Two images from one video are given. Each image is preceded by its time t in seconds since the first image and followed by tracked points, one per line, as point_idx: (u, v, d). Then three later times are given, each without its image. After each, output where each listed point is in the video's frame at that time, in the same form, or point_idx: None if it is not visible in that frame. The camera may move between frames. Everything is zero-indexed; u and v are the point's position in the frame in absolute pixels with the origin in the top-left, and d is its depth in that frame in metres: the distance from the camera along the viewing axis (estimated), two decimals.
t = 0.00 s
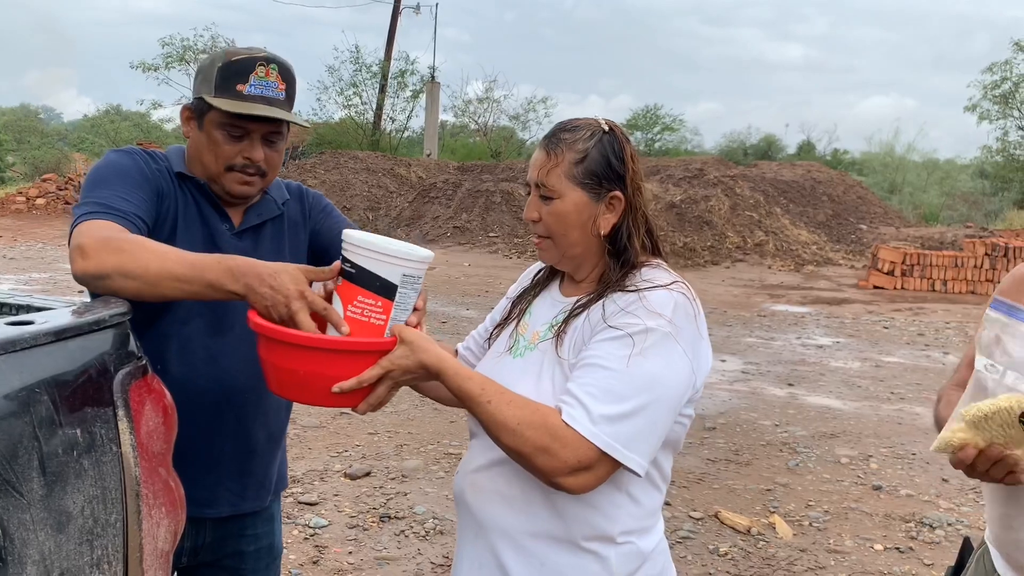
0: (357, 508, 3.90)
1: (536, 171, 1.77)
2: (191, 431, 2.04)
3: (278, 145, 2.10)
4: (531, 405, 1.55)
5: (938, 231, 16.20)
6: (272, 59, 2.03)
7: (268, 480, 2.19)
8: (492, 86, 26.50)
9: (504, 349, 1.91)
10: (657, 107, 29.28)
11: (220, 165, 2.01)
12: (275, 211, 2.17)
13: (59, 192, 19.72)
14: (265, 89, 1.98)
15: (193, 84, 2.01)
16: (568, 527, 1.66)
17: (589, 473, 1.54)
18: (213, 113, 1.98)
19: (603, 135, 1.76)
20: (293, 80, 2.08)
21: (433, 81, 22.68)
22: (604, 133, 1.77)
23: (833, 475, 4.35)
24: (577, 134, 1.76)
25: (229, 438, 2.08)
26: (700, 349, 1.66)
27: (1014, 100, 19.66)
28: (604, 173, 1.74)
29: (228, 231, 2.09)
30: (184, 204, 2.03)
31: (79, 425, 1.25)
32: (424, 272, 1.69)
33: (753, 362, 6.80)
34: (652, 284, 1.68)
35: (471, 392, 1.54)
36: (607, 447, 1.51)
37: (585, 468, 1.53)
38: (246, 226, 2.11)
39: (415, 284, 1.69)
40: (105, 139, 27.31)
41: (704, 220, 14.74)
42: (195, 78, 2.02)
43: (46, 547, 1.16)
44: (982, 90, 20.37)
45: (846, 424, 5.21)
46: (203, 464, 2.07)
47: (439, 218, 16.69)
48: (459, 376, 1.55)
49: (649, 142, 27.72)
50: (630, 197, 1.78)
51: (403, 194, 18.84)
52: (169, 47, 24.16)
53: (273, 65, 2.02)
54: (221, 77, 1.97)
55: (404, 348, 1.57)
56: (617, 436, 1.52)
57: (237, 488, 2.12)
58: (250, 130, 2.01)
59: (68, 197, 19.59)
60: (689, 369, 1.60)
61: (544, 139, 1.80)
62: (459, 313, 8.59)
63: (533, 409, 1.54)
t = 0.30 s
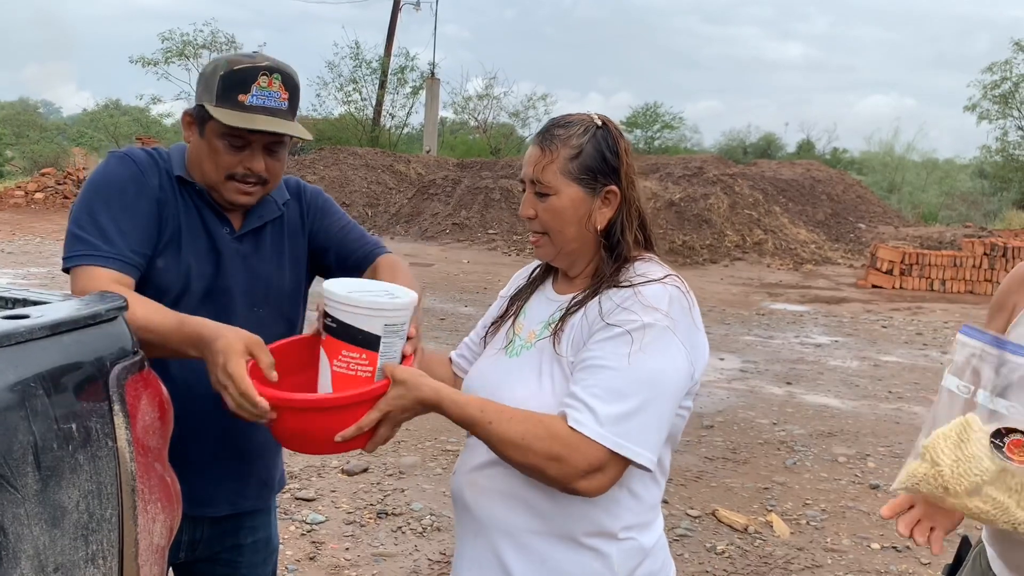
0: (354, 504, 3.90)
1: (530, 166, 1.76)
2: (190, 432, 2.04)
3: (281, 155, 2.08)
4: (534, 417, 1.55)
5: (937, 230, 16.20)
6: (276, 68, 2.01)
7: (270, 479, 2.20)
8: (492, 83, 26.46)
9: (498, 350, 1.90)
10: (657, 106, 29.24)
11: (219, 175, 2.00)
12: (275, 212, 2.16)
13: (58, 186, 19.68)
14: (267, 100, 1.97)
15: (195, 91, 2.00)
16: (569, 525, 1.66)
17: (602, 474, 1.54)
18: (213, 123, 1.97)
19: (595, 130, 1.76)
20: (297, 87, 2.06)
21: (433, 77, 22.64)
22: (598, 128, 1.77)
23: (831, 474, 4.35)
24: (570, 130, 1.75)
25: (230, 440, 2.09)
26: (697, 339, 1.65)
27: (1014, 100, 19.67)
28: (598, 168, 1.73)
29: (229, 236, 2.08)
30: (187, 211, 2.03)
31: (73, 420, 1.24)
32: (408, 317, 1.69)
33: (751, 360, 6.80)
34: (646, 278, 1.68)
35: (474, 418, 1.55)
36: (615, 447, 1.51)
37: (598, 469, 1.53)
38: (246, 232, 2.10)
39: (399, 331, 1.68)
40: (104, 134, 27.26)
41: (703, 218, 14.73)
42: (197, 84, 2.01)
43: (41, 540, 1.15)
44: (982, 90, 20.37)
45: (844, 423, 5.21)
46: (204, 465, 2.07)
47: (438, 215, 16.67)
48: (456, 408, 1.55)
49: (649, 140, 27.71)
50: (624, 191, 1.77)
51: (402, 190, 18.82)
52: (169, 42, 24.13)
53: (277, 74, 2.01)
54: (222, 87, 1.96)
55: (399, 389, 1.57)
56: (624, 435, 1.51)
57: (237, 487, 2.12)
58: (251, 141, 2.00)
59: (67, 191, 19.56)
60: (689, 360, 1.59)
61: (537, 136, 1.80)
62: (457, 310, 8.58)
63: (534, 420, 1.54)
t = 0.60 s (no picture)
0: (351, 499, 3.89)
1: (517, 163, 1.76)
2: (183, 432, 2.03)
3: (279, 159, 2.07)
4: (530, 413, 1.55)
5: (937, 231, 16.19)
6: (272, 72, 2.00)
7: (262, 477, 2.20)
8: (493, 80, 26.41)
9: (491, 351, 1.89)
10: (657, 103, 29.22)
11: (215, 179, 1.99)
12: (273, 215, 2.15)
13: (57, 180, 19.65)
14: (263, 105, 1.96)
15: (190, 95, 1.99)
16: (569, 522, 1.65)
17: (599, 473, 1.54)
18: (208, 128, 1.95)
19: (581, 125, 1.75)
20: (294, 90, 2.05)
21: (434, 72, 22.60)
22: (583, 123, 1.76)
23: (828, 473, 4.35)
24: (556, 125, 1.74)
25: (224, 439, 2.08)
26: (690, 333, 1.64)
27: (1015, 100, 19.64)
28: (585, 164, 1.72)
29: (225, 240, 2.07)
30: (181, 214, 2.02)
31: (69, 413, 1.24)
32: (416, 310, 1.68)
33: (749, 359, 6.80)
34: (636, 273, 1.67)
35: (472, 410, 1.54)
36: (610, 445, 1.50)
37: (595, 467, 1.53)
38: (243, 235, 2.10)
39: (405, 323, 1.68)
40: (104, 128, 27.22)
41: (703, 216, 14.72)
42: (192, 88, 2.00)
43: (35, 535, 1.14)
44: (983, 90, 20.35)
45: (842, 422, 5.21)
46: (198, 463, 2.07)
47: (437, 211, 16.66)
48: (459, 393, 1.54)
49: (649, 137, 27.70)
50: (612, 185, 1.76)
51: (402, 186, 18.81)
52: (170, 36, 24.10)
53: (273, 78, 2.00)
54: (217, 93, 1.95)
55: (400, 374, 1.56)
56: (618, 431, 1.51)
57: (230, 486, 2.12)
58: (248, 146, 1.99)
59: (66, 184, 19.56)
60: (681, 355, 1.59)
61: (524, 132, 1.79)
62: (456, 307, 8.58)
63: (530, 416, 1.54)
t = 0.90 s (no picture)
0: (349, 496, 3.89)
1: (527, 162, 1.75)
2: (183, 427, 2.02)
3: (270, 143, 2.07)
4: (539, 394, 1.52)
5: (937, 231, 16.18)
6: (260, 54, 2.00)
7: (263, 471, 2.19)
8: (493, 77, 26.36)
9: (494, 345, 1.88)
10: (658, 101, 29.20)
11: (207, 165, 1.98)
12: (269, 206, 2.15)
13: (57, 173, 19.60)
14: (252, 88, 1.95)
15: (180, 82, 1.99)
16: (569, 520, 1.65)
17: (603, 458, 1.52)
18: (200, 113, 1.95)
19: (592, 123, 1.75)
20: (284, 73, 2.05)
21: (435, 69, 22.55)
22: (594, 121, 1.76)
23: (827, 473, 4.35)
24: (567, 124, 1.74)
25: (225, 433, 2.08)
26: (694, 328, 1.64)
27: (1016, 102, 19.64)
28: (596, 162, 1.72)
29: (220, 230, 2.06)
30: (177, 205, 2.01)
31: (68, 409, 1.23)
32: (430, 280, 1.69)
33: (748, 358, 6.80)
34: (643, 266, 1.68)
35: (481, 384, 1.50)
36: (617, 430, 1.49)
37: (600, 453, 1.51)
38: (239, 225, 2.09)
39: (418, 293, 1.69)
40: (103, 121, 27.14)
41: (702, 215, 14.71)
42: (181, 76, 2.00)
43: (32, 531, 1.13)
44: (984, 91, 20.33)
45: (841, 422, 5.21)
46: (199, 458, 2.06)
47: (437, 208, 16.64)
48: (470, 368, 1.51)
49: (649, 136, 27.69)
50: (622, 184, 1.76)
51: (402, 183, 18.78)
52: (170, 30, 24.04)
53: (262, 61, 2.00)
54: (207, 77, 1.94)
55: (412, 343, 1.53)
56: (626, 418, 1.49)
57: (231, 480, 2.11)
58: (239, 130, 1.98)
59: (65, 178, 19.53)
60: (684, 351, 1.59)
61: (533, 130, 1.78)
62: (456, 304, 8.58)
63: (539, 396, 1.51)
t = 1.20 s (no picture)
0: (347, 495, 3.89)
1: (531, 161, 1.75)
2: (185, 423, 2.02)
3: (268, 128, 2.09)
4: (550, 385, 1.50)
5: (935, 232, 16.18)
6: (258, 38, 2.01)
7: (267, 465, 2.19)
8: (491, 76, 26.34)
9: (496, 344, 1.88)
10: (656, 100, 29.20)
11: (208, 149, 1.99)
12: (269, 198, 2.16)
13: (55, 170, 19.56)
14: (251, 70, 1.96)
15: (178, 70, 2.00)
16: (571, 517, 1.65)
17: (614, 450, 1.51)
18: (200, 98, 1.96)
19: (596, 124, 1.75)
20: (280, 58, 2.06)
21: (433, 67, 22.53)
22: (599, 121, 1.76)
23: (824, 473, 4.36)
24: (572, 124, 1.74)
25: (229, 429, 2.08)
26: (697, 322, 1.65)
27: (1014, 102, 19.66)
28: (600, 162, 1.72)
29: (223, 220, 2.07)
30: (179, 194, 2.00)
31: (65, 408, 1.23)
32: (441, 269, 1.63)
33: (746, 357, 6.81)
34: (649, 259, 1.68)
35: (492, 374, 1.49)
36: (628, 422, 1.48)
37: (611, 444, 1.50)
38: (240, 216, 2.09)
39: (430, 281, 1.62)
40: (101, 118, 27.08)
41: (701, 215, 14.71)
42: (179, 63, 2.01)
43: (29, 530, 1.13)
44: (983, 91, 20.35)
45: (838, 422, 5.21)
46: (203, 453, 2.06)
47: (435, 207, 16.63)
48: (481, 358, 1.49)
49: (648, 135, 27.70)
50: (625, 184, 1.77)
51: (401, 181, 18.76)
52: (169, 27, 24.00)
53: (260, 45, 2.01)
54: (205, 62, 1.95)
55: (423, 333, 1.49)
56: (636, 410, 1.49)
57: (236, 475, 2.11)
58: (239, 113, 2.00)
59: (63, 176, 19.48)
60: (687, 345, 1.59)
61: (537, 130, 1.78)
62: (454, 302, 8.58)
63: (551, 387, 1.50)
